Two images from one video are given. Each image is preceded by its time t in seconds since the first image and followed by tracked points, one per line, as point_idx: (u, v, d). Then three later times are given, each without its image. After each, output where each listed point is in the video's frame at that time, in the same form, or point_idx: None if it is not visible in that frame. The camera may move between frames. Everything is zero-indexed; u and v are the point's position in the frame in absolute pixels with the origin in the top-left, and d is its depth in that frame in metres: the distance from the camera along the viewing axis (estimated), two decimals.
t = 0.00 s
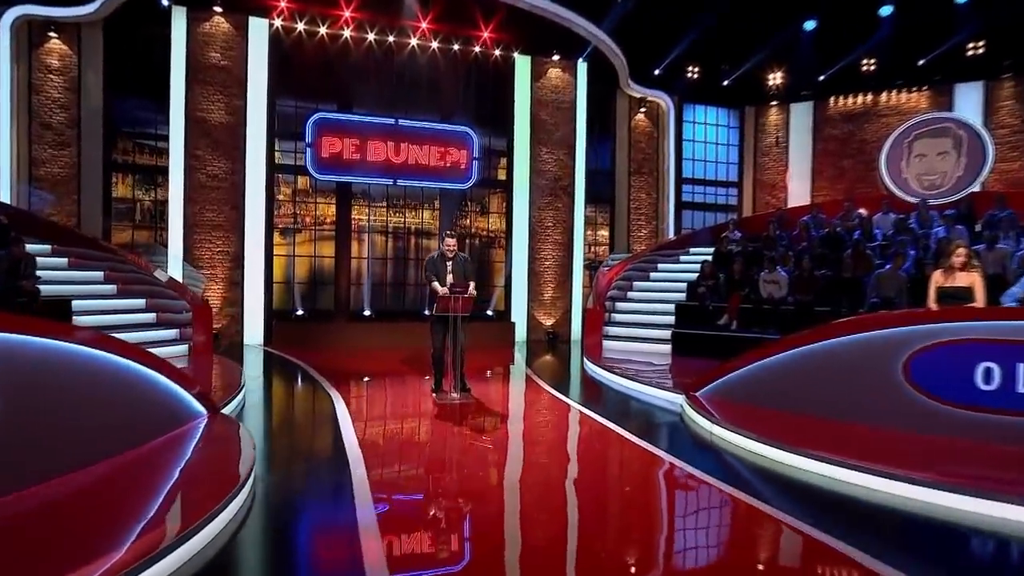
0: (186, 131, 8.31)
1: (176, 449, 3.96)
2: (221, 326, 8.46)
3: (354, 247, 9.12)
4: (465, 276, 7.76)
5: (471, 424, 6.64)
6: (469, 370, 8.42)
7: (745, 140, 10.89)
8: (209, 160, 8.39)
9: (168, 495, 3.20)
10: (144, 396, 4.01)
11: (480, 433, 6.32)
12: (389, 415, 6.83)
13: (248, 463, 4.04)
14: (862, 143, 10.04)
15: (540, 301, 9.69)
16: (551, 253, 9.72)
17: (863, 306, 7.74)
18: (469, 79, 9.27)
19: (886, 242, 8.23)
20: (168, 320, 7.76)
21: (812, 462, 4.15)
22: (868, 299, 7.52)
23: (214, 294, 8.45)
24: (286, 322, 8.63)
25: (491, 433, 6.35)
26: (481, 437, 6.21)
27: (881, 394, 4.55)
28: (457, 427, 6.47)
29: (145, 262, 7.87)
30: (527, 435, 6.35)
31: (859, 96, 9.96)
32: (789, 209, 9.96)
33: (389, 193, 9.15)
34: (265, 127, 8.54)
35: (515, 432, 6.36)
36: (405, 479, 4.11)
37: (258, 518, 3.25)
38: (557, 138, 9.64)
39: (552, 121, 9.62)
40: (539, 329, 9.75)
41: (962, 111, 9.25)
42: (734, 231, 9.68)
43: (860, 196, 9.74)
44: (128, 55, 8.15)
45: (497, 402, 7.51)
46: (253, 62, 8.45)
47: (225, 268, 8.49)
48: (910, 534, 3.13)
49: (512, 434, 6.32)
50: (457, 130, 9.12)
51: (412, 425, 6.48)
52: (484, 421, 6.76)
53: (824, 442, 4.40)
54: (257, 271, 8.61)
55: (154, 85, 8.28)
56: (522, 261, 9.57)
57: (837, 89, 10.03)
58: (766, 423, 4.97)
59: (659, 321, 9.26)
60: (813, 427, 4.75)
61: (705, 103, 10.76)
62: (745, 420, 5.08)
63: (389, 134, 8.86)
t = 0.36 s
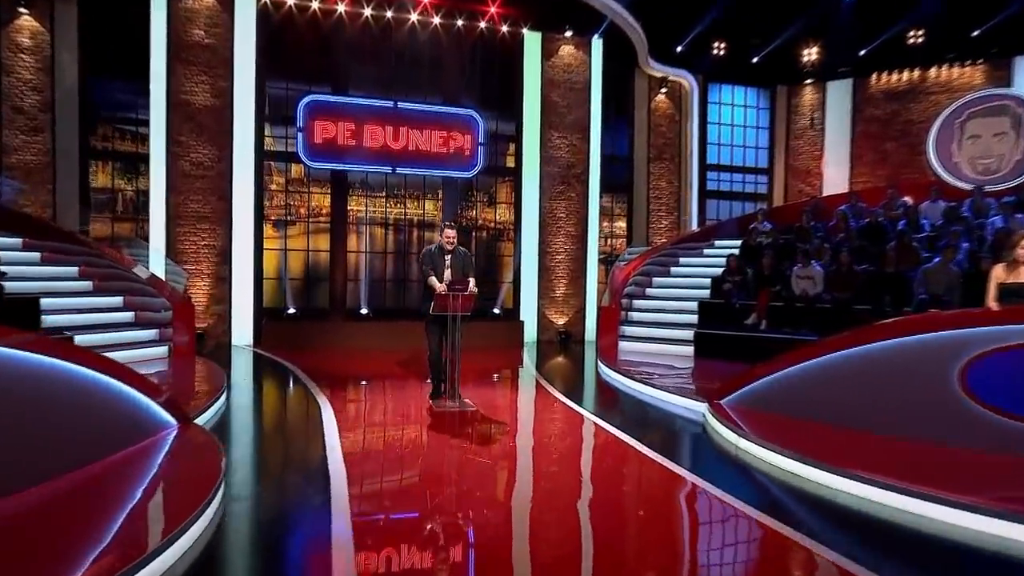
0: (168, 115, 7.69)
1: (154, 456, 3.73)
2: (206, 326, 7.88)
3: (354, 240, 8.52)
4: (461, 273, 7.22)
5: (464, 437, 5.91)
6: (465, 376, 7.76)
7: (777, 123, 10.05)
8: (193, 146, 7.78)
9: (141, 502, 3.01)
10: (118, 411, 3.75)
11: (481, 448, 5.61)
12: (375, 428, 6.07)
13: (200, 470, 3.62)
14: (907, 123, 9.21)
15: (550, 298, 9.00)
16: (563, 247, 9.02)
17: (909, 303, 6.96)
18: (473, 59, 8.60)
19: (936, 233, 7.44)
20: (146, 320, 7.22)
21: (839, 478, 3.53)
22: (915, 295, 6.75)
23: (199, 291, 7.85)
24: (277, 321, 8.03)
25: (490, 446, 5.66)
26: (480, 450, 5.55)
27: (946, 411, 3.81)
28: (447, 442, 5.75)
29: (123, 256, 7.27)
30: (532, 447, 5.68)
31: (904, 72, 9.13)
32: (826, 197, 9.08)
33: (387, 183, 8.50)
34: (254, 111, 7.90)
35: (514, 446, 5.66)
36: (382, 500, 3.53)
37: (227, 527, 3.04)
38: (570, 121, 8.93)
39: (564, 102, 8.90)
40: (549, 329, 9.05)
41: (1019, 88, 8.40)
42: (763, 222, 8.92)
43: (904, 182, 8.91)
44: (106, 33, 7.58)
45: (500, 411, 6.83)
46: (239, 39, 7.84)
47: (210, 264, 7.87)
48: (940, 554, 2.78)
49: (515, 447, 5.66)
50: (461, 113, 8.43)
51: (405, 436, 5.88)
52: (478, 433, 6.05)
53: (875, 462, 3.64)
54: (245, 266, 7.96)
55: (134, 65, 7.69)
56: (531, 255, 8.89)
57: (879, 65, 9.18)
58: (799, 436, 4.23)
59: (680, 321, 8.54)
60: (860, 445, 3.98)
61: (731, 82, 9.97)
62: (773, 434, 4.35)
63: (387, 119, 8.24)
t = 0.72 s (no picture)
0: (150, 98, 7.15)
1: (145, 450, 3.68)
2: (194, 327, 7.33)
3: (353, 234, 7.94)
4: (469, 269, 6.43)
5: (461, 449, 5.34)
6: (468, 379, 7.16)
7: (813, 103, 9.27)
8: (179, 132, 7.24)
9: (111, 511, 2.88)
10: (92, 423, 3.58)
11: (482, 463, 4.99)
12: (368, 437, 5.54)
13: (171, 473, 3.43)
14: (960, 102, 8.45)
15: (563, 295, 8.37)
16: (578, 240, 8.38)
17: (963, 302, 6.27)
18: (480, 38, 8.02)
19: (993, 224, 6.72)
20: (127, 320, 6.70)
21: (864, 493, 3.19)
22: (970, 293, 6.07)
23: (185, 289, 7.29)
24: (269, 321, 7.49)
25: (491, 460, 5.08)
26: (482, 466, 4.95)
27: None
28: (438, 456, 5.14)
29: (103, 252, 6.77)
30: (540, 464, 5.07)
31: (958, 45, 8.35)
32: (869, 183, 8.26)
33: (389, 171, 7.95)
34: (243, 94, 7.36)
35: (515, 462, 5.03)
36: (371, 520, 3.20)
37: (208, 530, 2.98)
38: (585, 104, 8.29)
39: (579, 84, 8.26)
40: (563, 328, 8.41)
41: None
42: (798, 212, 8.16)
43: (954, 167, 8.16)
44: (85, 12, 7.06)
45: (506, 420, 6.21)
46: (227, 17, 7.30)
47: (198, 259, 7.31)
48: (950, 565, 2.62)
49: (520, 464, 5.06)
50: (465, 96, 7.87)
51: (398, 449, 5.30)
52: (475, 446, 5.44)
53: (949, 496, 2.99)
54: (235, 261, 7.40)
55: (115, 45, 7.14)
56: (543, 249, 8.26)
57: (928, 38, 8.42)
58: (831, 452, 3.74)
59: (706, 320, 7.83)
60: (920, 471, 3.34)
61: (763, 59, 9.21)
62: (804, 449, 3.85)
63: (386, 102, 7.66)
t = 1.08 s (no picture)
0: (134, 83, 6.62)
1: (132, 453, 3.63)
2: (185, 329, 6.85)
3: (355, 229, 7.43)
4: (476, 267, 5.71)
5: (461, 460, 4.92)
6: (478, 388, 6.58)
7: (857, 81, 8.56)
8: (167, 120, 6.72)
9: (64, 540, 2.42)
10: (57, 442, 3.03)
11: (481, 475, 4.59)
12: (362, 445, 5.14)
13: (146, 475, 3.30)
14: None
15: (580, 292, 7.76)
16: (598, 234, 7.77)
17: None
18: (490, 16, 7.48)
19: None
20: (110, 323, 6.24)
21: (908, 516, 2.80)
22: None
23: (175, 288, 6.79)
24: (264, 322, 6.98)
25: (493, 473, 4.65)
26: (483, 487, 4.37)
27: None
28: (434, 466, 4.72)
29: (86, 251, 6.27)
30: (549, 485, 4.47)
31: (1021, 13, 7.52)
32: (921, 169, 7.51)
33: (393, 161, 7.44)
34: (236, 78, 6.83)
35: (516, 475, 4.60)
36: (378, 535, 2.96)
37: (176, 530, 2.90)
38: (605, 86, 7.65)
39: (598, 64, 7.63)
40: (580, 328, 7.82)
41: None
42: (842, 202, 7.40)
43: (1016, 149, 7.37)
44: None
45: (516, 433, 5.61)
46: None
47: (189, 256, 6.81)
48: None
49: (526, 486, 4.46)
50: (475, 78, 7.30)
51: (393, 465, 4.74)
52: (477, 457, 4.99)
53: None
54: (229, 258, 6.88)
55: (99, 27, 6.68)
56: (559, 243, 7.66)
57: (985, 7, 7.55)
58: (874, 468, 3.30)
59: (739, 321, 7.17)
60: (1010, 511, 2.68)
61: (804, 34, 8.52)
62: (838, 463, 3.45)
63: (389, 86, 7.09)
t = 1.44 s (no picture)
0: (115, 64, 6.12)
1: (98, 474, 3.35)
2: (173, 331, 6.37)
3: (356, 222, 6.92)
4: (480, 265, 5.17)
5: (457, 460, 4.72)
6: (486, 394, 6.03)
7: (905, 57, 7.84)
8: (152, 105, 6.22)
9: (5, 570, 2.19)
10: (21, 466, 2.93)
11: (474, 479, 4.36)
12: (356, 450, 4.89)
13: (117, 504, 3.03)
14: None
15: (597, 289, 7.17)
16: (619, 227, 7.17)
17: None
18: None
19: None
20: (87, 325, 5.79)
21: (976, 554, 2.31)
22: None
23: (162, 286, 6.31)
24: (256, 323, 6.47)
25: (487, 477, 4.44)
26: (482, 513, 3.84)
27: None
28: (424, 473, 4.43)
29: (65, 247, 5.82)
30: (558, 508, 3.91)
31: None
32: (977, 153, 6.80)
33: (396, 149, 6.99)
34: (224, 60, 6.29)
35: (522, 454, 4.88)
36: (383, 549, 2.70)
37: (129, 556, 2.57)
38: (626, 65, 7.05)
39: (619, 42, 7.02)
40: (597, 327, 7.23)
41: None
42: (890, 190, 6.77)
43: None
44: None
45: (522, 446, 5.05)
46: None
47: (176, 252, 6.32)
48: None
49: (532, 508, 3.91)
50: (485, 58, 6.71)
51: (387, 484, 4.22)
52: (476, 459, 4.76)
53: None
54: (221, 253, 6.37)
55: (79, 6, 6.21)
56: (577, 237, 7.07)
57: None
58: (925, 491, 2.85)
59: (774, 321, 6.54)
60: None
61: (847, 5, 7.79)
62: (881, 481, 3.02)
63: (391, 67, 6.56)
